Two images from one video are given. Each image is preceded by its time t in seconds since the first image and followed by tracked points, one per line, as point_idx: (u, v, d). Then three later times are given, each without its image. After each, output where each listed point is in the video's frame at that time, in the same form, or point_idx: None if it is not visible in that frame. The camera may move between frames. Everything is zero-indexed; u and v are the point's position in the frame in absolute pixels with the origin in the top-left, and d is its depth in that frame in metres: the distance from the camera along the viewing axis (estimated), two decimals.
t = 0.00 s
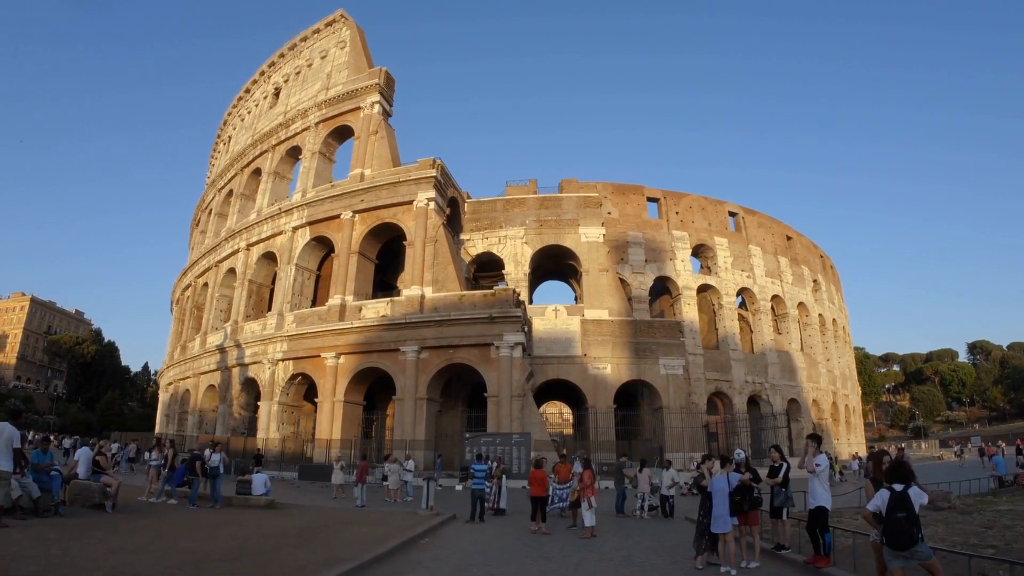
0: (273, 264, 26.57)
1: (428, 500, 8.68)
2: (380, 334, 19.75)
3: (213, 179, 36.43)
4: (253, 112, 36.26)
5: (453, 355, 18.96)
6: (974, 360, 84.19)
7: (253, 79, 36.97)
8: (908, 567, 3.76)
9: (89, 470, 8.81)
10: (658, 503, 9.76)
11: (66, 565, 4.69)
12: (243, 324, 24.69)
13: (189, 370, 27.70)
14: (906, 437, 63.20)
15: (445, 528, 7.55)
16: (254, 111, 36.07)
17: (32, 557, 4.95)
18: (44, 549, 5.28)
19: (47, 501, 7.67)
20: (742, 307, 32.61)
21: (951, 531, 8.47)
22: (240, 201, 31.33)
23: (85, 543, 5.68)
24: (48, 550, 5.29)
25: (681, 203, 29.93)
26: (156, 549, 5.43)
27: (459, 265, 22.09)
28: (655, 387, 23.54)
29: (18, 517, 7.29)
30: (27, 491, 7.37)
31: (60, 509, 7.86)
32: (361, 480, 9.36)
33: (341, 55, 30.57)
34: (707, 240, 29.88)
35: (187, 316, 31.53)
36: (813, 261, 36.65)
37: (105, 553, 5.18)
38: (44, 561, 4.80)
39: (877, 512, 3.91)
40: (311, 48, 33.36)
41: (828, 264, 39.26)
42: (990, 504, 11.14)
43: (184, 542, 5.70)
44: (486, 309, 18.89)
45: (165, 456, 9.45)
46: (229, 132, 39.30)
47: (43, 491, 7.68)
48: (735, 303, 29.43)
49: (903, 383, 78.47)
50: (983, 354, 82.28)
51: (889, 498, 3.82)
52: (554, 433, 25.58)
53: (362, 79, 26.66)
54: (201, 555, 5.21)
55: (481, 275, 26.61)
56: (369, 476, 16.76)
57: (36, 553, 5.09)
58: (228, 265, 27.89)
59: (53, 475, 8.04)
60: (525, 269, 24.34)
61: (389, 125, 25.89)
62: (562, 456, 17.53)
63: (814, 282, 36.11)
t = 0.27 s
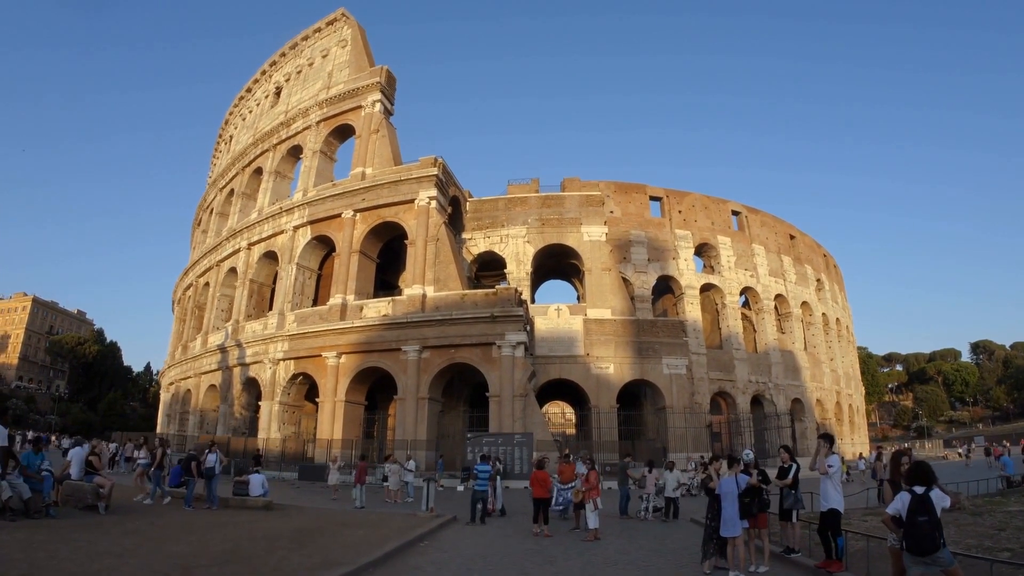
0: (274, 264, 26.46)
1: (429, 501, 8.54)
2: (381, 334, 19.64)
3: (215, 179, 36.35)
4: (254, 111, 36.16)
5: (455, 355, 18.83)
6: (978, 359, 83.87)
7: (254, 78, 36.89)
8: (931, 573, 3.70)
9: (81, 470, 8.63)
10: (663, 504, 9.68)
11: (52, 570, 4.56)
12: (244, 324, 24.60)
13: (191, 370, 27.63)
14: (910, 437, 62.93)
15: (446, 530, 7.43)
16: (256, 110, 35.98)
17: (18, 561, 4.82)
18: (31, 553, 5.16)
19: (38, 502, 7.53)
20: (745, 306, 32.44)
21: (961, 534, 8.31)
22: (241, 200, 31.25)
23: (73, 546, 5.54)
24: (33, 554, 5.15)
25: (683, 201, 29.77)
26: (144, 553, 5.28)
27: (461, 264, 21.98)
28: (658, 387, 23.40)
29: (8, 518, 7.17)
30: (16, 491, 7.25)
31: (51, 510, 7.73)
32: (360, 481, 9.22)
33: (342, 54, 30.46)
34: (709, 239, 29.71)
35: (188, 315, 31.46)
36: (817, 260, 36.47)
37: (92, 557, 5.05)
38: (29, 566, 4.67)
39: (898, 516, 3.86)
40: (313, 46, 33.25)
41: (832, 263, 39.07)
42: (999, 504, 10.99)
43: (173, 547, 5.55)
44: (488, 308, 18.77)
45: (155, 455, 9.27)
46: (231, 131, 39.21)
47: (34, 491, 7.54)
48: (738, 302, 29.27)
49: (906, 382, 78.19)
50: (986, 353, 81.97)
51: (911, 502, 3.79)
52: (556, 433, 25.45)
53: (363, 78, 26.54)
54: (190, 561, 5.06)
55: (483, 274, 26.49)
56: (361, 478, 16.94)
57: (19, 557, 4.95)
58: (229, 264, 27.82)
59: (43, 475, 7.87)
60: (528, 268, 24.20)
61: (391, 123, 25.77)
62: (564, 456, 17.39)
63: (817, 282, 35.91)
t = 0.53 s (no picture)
0: (275, 263, 26.35)
1: (429, 502, 8.41)
2: (382, 333, 19.52)
3: (216, 178, 36.27)
4: (255, 110, 36.07)
5: (457, 354, 18.71)
6: (981, 359, 83.56)
7: (255, 78, 36.82)
8: None
9: (73, 470, 8.51)
10: (667, 505, 9.55)
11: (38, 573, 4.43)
12: (245, 323, 24.50)
13: (192, 370, 27.54)
14: (913, 437, 62.69)
15: (446, 532, 7.29)
16: (257, 110, 35.88)
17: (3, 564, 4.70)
18: (18, 555, 5.03)
19: (29, 503, 7.40)
20: (748, 305, 32.27)
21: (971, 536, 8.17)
22: (242, 200, 31.17)
23: (62, 548, 5.40)
24: (21, 556, 5.01)
25: (686, 200, 29.62)
26: (135, 556, 5.15)
27: (462, 263, 21.86)
28: (661, 387, 23.25)
29: None
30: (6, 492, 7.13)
31: (43, 510, 7.59)
32: (359, 482, 9.09)
33: (343, 53, 30.35)
34: (712, 238, 29.56)
35: (189, 315, 31.37)
36: (820, 259, 36.29)
37: (80, 560, 4.91)
38: (14, 568, 4.53)
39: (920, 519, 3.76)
40: (314, 45, 33.15)
41: (835, 262, 38.89)
42: (1010, 505, 10.82)
43: (165, 550, 5.42)
44: (489, 307, 18.64)
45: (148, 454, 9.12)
46: (232, 131, 39.12)
47: (24, 491, 7.42)
48: (741, 302, 29.12)
49: (908, 382, 77.92)
50: (989, 353, 81.68)
51: (935, 503, 3.69)
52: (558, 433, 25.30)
53: (364, 76, 26.42)
54: (183, 565, 4.92)
55: (485, 273, 26.37)
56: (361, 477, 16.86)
57: (5, 560, 4.81)
58: (230, 264, 27.72)
59: (35, 475, 7.75)
60: (530, 267, 24.06)
61: (392, 122, 25.65)
62: (567, 456, 17.25)
63: (820, 281, 35.73)
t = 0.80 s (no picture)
0: (276, 262, 26.24)
1: (429, 503, 8.27)
2: (383, 333, 19.39)
3: (217, 177, 36.18)
4: (256, 109, 35.98)
5: (458, 354, 18.58)
6: (983, 359, 83.28)
7: (255, 77, 36.73)
8: None
9: (65, 470, 8.38)
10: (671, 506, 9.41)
11: None
12: (246, 323, 24.40)
13: (192, 370, 27.46)
14: (916, 437, 62.45)
15: (447, 534, 7.17)
16: (258, 109, 35.79)
17: None
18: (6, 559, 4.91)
19: (19, 504, 7.31)
20: (750, 304, 32.12)
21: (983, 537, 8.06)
22: (243, 199, 31.08)
23: (50, 551, 5.26)
24: (6, 560, 4.86)
25: (688, 199, 29.48)
26: (126, 560, 5.01)
27: (463, 262, 21.76)
28: (664, 387, 23.11)
29: None
30: None
31: (33, 512, 7.52)
32: (358, 482, 8.97)
33: (344, 52, 30.24)
34: (715, 237, 29.40)
35: (190, 315, 31.30)
36: (823, 259, 36.12)
37: (68, 563, 4.79)
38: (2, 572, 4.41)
39: (944, 522, 3.71)
40: (314, 44, 33.04)
41: (837, 261, 38.73)
42: None
43: (157, 553, 5.27)
44: (491, 306, 18.50)
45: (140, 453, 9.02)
46: (233, 130, 39.03)
47: (13, 492, 7.31)
48: (744, 301, 28.97)
49: (911, 382, 77.67)
50: (991, 352, 81.44)
51: (959, 504, 3.66)
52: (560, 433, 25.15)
53: (365, 75, 26.31)
54: (174, 569, 4.78)
55: (486, 272, 26.24)
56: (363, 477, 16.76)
57: None
58: (231, 263, 27.64)
59: (25, 476, 7.61)
60: (531, 266, 23.93)
61: (393, 120, 25.53)
62: (569, 456, 17.12)
63: (823, 280, 35.56)
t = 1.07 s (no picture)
0: (276, 262, 26.13)
1: (428, 504, 8.14)
2: (383, 332, 19.27)
3: (217, 177, 36.08)
4: (256, 109, 35.88)
5: (459, 353, 18.46)
6: (985, 358, 83.00)
7: (255, 76, 36.61)
8: None
9: (56, 470, 8.25)
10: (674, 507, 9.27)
11: None
12: (246, 322, 24.29)
13: (192, 369, 27.36)
14: (918, 437, 62.18)
15: (447, 537, 7.04)
16: (258, 108, 35.68)
17: None
18: None
19: (9, 504, 7.18)
20: (753, 304, 31.95)
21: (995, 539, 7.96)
22: (243, 198, 30.97)
23: (38, 555, 5.12)
24: None
25: (690, 198, 29.33)
26: (116, 564, 4.87)
27: (464, 261, 21.64)
28: (666, 386, 22.97)
29: None
30: None
31: (22, 513, 7.36)
32: (357, 483, 8.83)
33: (344, 50, 30.13)
34: (717, 236, 29.24)
35: (190, 314, 31.19)
36: (825, 258, 35.95)
37: (56, 567, 4.67)
38: None
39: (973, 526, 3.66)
40: (315, 43, 32.91)
41: (840, 260, 38.57)
42: None
43: (148, 557, 5.12)
44: (491, 305, 18.38)
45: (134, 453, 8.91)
46: (233, 130, 38.93)
47: (2, 493, 7.18)
48: (746, 300, 28.81)
49: (913, 382, 77.40)
50: (993, 352, 81.19)
51: (987, 508, 3.60)
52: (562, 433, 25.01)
53: (365, 73, 26.19)
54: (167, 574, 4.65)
55: (487, 272, 26.12)
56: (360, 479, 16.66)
57: None
58: (231, 263, 27.53)
59: (13, 476, 7.48)
60: (532, 265, 23.80)
61: (393, 119, 25.42)
62: (570, 457, 17.01)
63: (826, 280, 35.38)
